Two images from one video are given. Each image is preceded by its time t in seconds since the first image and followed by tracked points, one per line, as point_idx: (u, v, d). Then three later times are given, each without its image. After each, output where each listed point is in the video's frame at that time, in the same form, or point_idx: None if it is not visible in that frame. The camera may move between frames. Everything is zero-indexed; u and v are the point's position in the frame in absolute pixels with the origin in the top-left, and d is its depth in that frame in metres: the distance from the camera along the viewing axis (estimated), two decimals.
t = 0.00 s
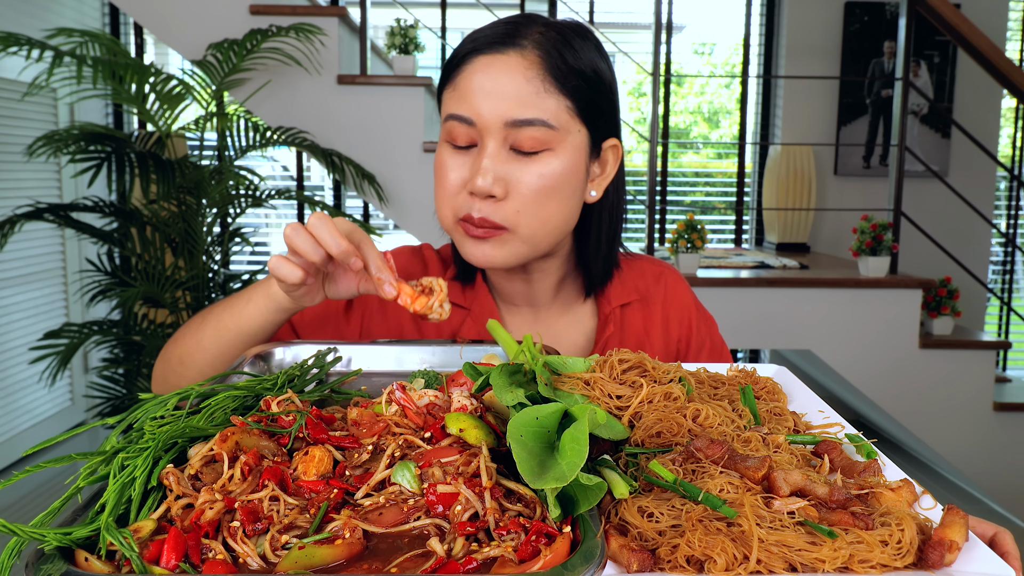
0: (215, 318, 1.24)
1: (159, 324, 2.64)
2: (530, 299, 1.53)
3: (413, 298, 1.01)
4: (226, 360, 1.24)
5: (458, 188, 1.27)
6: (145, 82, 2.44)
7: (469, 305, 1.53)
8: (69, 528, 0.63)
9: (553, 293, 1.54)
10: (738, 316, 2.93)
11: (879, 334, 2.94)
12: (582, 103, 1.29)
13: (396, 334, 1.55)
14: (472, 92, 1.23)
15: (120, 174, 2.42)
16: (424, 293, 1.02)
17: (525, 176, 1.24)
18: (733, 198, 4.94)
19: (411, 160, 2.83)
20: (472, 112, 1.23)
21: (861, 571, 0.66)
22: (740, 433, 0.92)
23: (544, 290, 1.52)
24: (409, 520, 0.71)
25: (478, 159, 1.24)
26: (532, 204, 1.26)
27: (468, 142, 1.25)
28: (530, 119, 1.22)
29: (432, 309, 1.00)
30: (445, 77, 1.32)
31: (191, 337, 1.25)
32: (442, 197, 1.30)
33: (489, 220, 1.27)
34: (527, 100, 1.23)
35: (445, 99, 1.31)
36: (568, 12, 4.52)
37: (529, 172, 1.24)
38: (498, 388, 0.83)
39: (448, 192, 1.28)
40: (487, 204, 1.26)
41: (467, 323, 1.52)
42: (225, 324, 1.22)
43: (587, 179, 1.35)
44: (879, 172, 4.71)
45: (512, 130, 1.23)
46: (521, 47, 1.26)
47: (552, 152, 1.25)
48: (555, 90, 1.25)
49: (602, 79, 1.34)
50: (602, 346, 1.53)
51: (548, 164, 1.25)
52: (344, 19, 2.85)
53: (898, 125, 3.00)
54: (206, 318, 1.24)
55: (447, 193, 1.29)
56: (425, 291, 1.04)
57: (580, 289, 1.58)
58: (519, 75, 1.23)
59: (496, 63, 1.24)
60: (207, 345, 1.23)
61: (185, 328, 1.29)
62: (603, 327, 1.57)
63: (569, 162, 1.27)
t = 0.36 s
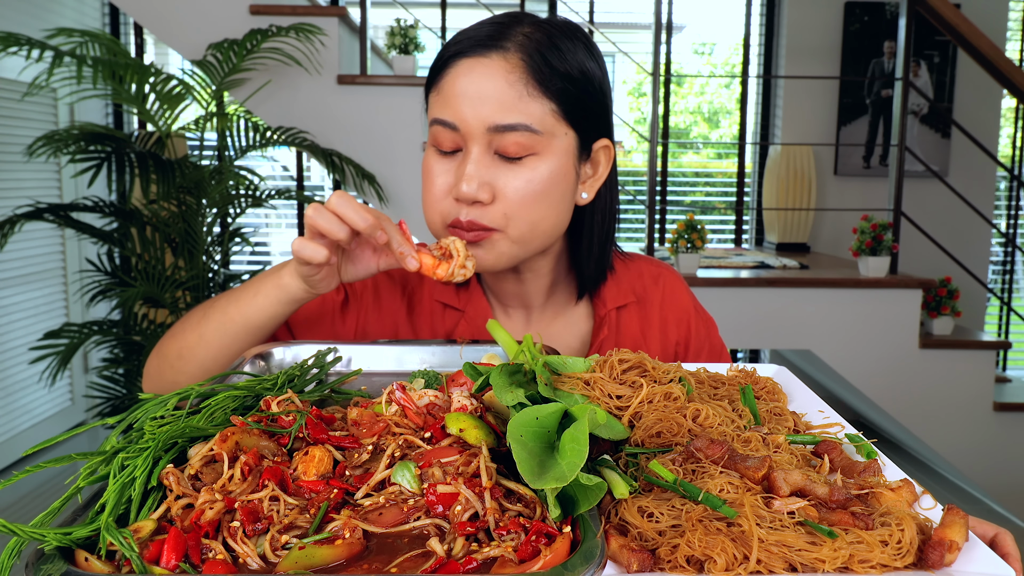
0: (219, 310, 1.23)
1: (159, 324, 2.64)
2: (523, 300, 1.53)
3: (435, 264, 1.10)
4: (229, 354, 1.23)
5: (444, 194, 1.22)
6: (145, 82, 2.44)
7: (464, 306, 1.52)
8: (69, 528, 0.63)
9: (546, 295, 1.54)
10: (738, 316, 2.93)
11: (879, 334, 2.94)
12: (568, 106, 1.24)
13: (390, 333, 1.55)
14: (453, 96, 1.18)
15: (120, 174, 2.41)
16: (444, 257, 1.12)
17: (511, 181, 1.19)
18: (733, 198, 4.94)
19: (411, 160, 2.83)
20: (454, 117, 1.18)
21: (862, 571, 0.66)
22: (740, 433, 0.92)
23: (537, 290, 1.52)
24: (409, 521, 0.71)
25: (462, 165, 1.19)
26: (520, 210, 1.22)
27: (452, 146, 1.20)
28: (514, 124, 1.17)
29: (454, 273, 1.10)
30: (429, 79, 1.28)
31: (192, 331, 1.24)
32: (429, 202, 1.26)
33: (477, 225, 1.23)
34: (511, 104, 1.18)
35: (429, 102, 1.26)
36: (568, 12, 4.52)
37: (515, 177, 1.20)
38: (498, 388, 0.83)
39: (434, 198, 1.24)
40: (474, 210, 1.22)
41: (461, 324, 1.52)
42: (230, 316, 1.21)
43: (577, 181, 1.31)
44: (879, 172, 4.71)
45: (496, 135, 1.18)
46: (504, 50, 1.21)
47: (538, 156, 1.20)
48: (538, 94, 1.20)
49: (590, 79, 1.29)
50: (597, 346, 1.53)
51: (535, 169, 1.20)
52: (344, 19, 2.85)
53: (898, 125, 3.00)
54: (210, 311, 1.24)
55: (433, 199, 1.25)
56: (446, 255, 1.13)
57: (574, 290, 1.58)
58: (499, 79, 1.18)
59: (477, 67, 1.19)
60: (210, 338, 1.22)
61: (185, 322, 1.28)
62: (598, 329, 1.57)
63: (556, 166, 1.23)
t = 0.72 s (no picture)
0: (223, 305, 1.23)
1: (159, 324, 2.64)
2: (522, 306, 1.52)
3: (444, 262, 1.13)
4: (229, 351, 1.23)
5: (442, 192, 1.22)
6: (145, 82, 2.44)
7: (463, 309, 1.53)
8: (69, 528, 0.63)
9: (543, 301, 1.54)
10: (738, 316, 2.93)
11: (879, 334, 2.94)
12: (571, 109, 1.24)
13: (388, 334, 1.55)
14: (455, 95, 1.17)
15: (120, 174, 2.41)
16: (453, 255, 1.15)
17: (510, 184, 1.19)
18: (733, 198, 4.94)
19: (411, 160, 2.83)
20: (455, 116, 1.17)
21: (862, 571, 0.66)
22: (740, 433, 0.92)
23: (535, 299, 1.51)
24: (409, 521, 0.71)
25: (460, 164, 1.19)
26: (518, 214, 1.22)
27: (451, 145, 1.20)
28: (515, 125, 1.17)
29: (461, 271, 1.12)
30: (431, 75, 1.27)
31: (193, 326, 1.23)
32: (426, 199, 1.25)
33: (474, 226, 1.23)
34: (513, 105, 1.17)
35: (429, 98, 1.25)
36: (568, 12, 4.52)
37: (514, 180, 1.19)
38: (498, 388, 0.83)
39: (432, 196, 1.24)
40: (471, 210, 1.21)
41: (460, 327, 1.52)
42: (235, 312, 1.21)
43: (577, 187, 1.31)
44: (879, 172, 4.71)
45: (496, 136, 1.17)
46: (508, 48, 1.21)
47: (538, 159, 1.20)
48: (542, 95, 1.20)
49: (594, 85, 1.29)
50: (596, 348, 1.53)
51: (535, 172, 1.20)
52: (344, 19, 2.85)
53: (898, 125, 3.00)
54: (213, 305, 1.24)
55: (430, 198, 1.25)
56: (455, 253, 1.15)
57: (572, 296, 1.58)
58: (504, 78, 1.18)
59: (481, 66, 1.19)
60: (211, 333, 1.22)
61: (186, 317, 1.27)
62: (598, 332, 1.57)
63: (556, 170, 1.22)
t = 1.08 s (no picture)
0: (215, 320, 1.22)
1: (159, 324, 2.64)
2: (517, 310, 1.53)
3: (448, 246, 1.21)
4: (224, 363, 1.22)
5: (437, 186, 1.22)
6: (145, 82, 2.44)
7: (457, 315, 1.53)
8: (70, 528, 0.63)
9: (539, 307, 1.54)
10: (738, 316, 2.94)
11: (880, 334, 2.94)
12: (576, 111, 1.24)
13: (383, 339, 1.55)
14: (458, 88, 1.17)
15: (120, 174, 2.41)
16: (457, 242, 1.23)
17: (506, 183, 1.19)
18: (733, 198, 4.94)
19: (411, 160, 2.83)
20: (455, 109, 1.17)
21: (862, 571, 0.66)
22: (740, 433, 0.92)
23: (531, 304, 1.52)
24: (409, 521, 0.71)
25: (457, 159, 1.19)
26: (511, 216, 1.21)
27: (450, 140, 1.20)
28: (517, 123, 1.17)
29: (466, 251, 1.23)
30: (436, 67, 1.27)
31: (186, 341, 1.22)
32: (420, 193, 1.25)
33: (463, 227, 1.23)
34: (517, 102, 1.17)
35: (431, 90, 1.25)
36: (568, 12, 4.52)
37: (511, 180, 1.19)
38: (498, 388, 0.83)
39: (426, 190, 1.23)
40: (464, 208, 1.21)
41: (456, 331, 1.53)
42: (229, 327, 1.20)
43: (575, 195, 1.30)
44: (879, 172, 4.71)
45: (495, 133, 1.17)
46: (516, 43, 1.21)
47: (537, 160, 1.20)
48: (548, 94, 1.19)
49: (602, 92, 1.29)
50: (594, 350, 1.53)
51: (532, 174, 1.20)
52: (344, 19, 2.85)
53: (898, 125, 3.00)
54: (206, 321, 1.22)
55: (424, 191, 1.24)
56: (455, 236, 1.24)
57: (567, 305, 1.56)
58: (511, 74, 1.18)
59: (487, 60, 1.19)
60: (205, 348, 1.21)
61: (177, 334, 1.25)
62: (597, 335, 1.58)
63: (554, 173, 1.22)
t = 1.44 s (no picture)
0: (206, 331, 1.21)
1: (159, 324, 2.64)
2: (518, 309, 1.53)
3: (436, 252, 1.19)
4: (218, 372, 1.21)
5: (434, 201, 1.21)
6: (145, 82, 2.44)
7: (457, 314, 1.52)
8: (70, 529, 0.63)
9: (539, 305, 1.54)
10: (738, 316, 2.94)
11: (880, 334, 2.94)
12: (570, 122, 1.23)
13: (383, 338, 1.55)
14: (451, 103, 1.17)
15: (120, 174, 2.41)
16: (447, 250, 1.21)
17: (502, 196, 1.19)
18: (733, 198, 4.94)
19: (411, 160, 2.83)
20: (449, 125, 1.17)
21: (862, 571, 0.66)
22: (740, 433, 0.92)
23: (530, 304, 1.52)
24: (409, 520, 0.71)
25: (453, 174, 1.19)
26: (507, 229, 1.21)
27: (445, 155, 1.20)
28: (510, 138, 1.17)
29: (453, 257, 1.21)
30: (428, 79, 1.27)
31: (181, 352, 1.22)
32: (418, 207, 1.25)
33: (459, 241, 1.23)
34: (510, 117, 1.17)
35: (424, 104, 1.25)
36: (569, 12, 4.52)
37: (507, 194, 1.19)
38: (498, 388, 0.83)
39: (424, 204, 1.23)
40: (461, 222, 1.21)
41: (456, 330, 1.53)
42: (218, 337, 1.20)
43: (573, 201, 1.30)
44: (879, 172, 4.71)
45: (490, 148, 1.17)
46: (507, 56, 1.20)
47: (533, 172, 1.20)
48: (540, 107, 1.19)
49: (597, 97, 1.29)
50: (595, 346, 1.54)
51: (528, 187, 1.20)
52: (344, 19, 2.85)
53: (898, 125, 3.00)
54: (197, 332, 1.22)
55: (421, 206, 1.24)
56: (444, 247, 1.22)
57: (568, 304, 1.56)
58: (502, 90, 1.18)
59: (479, 73, 1.19)
60: (198, 357, 1.21)
61: (171, 344, 1.26)
62: (596, 332, 1.58)
63: (551, 185, 1.22)
